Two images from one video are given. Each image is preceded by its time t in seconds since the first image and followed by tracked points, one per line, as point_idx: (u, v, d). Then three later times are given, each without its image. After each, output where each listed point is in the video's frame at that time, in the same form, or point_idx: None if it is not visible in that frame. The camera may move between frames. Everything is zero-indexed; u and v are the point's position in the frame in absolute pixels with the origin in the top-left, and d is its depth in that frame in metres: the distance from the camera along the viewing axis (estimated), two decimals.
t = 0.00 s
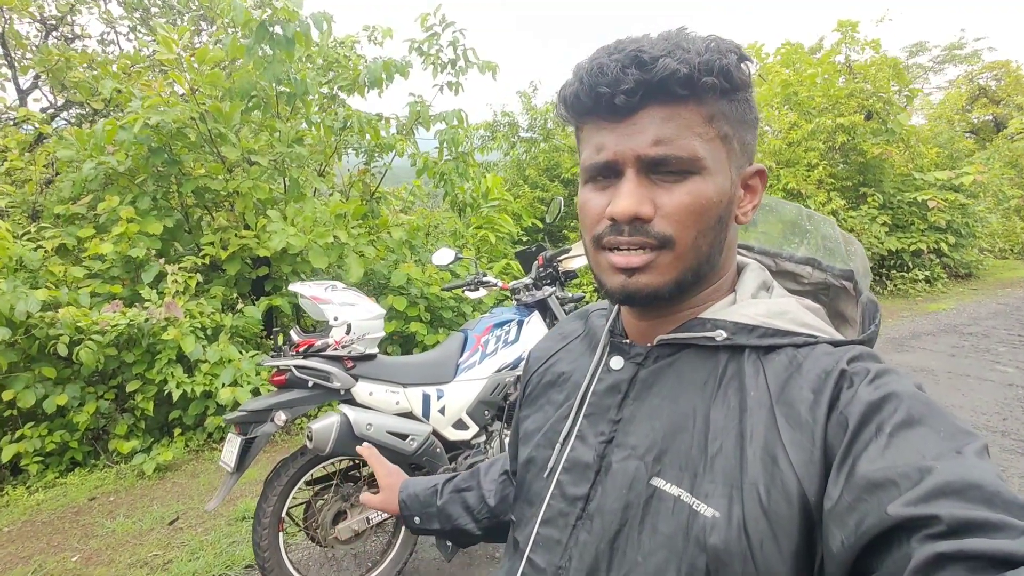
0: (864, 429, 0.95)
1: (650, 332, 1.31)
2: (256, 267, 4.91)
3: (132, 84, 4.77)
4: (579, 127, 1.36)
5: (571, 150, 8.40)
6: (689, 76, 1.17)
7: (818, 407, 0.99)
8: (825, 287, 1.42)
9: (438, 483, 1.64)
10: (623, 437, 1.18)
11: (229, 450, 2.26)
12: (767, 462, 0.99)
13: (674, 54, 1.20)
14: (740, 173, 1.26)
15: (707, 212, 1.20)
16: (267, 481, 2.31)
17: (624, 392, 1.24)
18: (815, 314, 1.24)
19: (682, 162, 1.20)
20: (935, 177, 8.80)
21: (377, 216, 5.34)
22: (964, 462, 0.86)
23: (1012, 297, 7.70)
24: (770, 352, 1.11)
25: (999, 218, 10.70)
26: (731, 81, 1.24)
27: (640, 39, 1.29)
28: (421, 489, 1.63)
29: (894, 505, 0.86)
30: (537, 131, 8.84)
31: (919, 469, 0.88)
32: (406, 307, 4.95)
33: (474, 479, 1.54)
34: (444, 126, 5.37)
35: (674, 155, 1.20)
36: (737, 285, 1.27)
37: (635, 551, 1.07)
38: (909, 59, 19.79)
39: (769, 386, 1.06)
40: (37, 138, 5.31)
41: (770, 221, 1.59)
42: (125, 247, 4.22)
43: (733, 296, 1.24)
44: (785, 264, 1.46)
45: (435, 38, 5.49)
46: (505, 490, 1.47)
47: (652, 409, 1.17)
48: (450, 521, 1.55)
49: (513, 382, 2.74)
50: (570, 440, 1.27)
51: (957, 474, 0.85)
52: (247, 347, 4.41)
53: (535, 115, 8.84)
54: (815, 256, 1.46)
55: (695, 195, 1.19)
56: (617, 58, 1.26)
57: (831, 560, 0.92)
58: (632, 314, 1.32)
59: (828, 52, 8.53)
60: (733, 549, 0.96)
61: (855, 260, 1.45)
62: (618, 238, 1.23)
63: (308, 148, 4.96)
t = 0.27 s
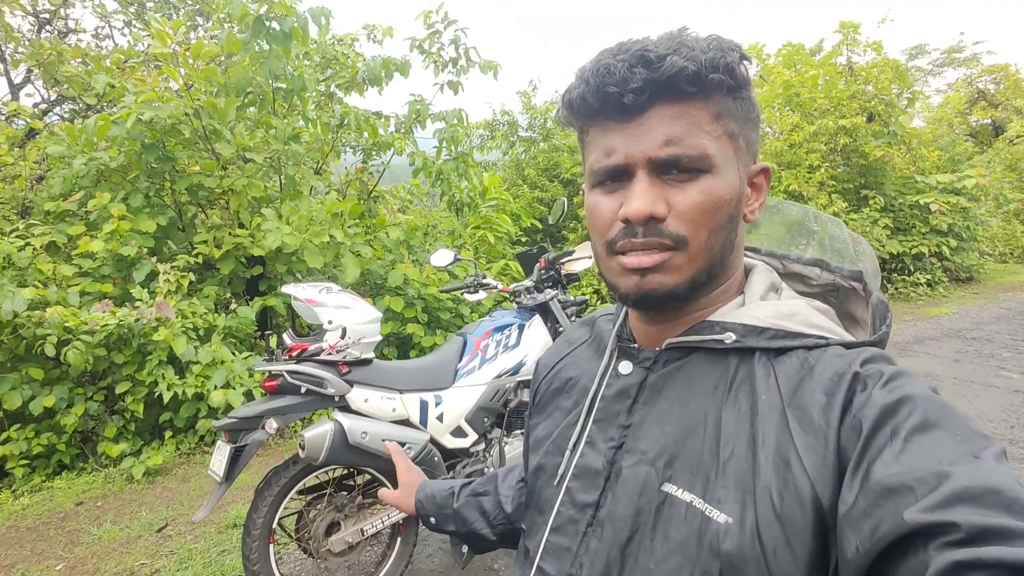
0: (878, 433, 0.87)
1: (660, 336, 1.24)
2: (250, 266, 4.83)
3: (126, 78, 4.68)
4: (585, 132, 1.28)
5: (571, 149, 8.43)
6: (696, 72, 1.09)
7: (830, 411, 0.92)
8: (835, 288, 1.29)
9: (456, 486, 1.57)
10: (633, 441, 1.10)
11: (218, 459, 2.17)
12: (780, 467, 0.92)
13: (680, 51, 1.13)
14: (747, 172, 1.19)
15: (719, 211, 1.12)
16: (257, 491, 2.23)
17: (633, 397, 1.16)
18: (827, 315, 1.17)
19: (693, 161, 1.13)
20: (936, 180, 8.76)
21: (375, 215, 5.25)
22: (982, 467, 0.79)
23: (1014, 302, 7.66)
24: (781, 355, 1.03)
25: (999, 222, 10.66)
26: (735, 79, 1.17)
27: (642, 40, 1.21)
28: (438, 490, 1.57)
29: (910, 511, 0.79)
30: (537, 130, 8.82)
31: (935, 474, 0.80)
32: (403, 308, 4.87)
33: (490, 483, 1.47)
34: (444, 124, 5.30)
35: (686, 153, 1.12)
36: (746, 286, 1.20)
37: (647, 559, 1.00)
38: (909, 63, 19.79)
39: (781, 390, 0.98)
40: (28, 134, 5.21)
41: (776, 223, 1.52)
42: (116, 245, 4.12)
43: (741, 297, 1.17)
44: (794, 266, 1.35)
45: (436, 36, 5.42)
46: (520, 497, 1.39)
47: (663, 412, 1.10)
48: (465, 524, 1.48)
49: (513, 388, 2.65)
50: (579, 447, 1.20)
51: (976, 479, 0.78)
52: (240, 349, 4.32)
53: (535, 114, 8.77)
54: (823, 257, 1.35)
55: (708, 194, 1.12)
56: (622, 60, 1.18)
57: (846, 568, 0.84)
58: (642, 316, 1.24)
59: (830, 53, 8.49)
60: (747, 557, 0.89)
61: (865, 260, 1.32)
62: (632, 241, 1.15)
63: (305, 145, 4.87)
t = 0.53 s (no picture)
0: (886, 421, 0.86)
1: (666, 331, 1.18)
2: (246, 264, 4.78)
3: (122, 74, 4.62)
4: (592, 124, 1.25)
5: (572, 150, 8.47)
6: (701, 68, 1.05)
7: (839, 400, 0.90)
8: (839, 279, 1.28)
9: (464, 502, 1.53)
10: (642, 435, 1.07)
11: (209, 462, 2.14)
12: (788, 456, 0.90)
13: (688, 46, 1.09)
14: (754, 170, 1.15)
15: (721, 210, 1.08)
16: (250, 494, 2.18)
17: (642, 390, 1.12)
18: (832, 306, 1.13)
19: (696, 157, 1.09)
20: (936, 185, 8.75)
21: (373, 214, 5.21)
22: (991, 453, 0.78)
23: (1013, 308, 7.65)
24: (788, 345, 1.01)
25: (997, 228, 10.67)
26: (744, 76, 1.13)
27: (653, 33, 1.18)
28: (449, 509, 1.52)
29: (918, 498, 0.78)
30: (536, 131, 8.80)
31: (943, 461, 0.79)
32: (400, 308, 4.83)
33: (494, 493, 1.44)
34: (445, 124, 5.29)
35: (688, 149, 1.08)
36: (752, 278, 1.16)
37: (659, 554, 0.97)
38: (908, 68, 19.83)
39: (788, 379, 0.96)
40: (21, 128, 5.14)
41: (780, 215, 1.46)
42: (111, 241, 4.07)
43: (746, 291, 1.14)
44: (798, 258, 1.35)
45: (439, 35, 5.38)
46: (524, 502, 1.36)
47: (670, 404, 1.07)
48: (476, 539, 1.44)
49: (512, 391, 2.61)
50: (589, 442, 1.16)
51: (986, 465, 0.76)
52: (235, 347, 4.27)
53: (535, 115, 8.74)
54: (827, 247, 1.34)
55: (711, 191, 1.08)
56: (630, 53, 1.15)
57: (856, 556, 0.82)
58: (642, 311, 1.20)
59: (831, 57, 8.47)
60: (759, 547, 0.87)
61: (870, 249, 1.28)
62: (631, 237, 1.12)
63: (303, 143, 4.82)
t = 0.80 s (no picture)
0: (886, 416, 0.85)
1: (667, 330, 1.17)
2: (240, 262, 4.75)
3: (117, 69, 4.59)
4: (601, 118, 1.23)
5: (568, 151, 8.43)
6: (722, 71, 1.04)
7: (838, 395, 0.89)
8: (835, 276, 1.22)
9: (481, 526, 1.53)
10: (644, 435, 1.05)
11: (199, 463, 2.11)
12: (789, 451, 0.89)
13: (709, 48, 1.08)
14: (761, 174, 1.15)
15: (730, 213, 1.08)
16: (241, 495, 2.16)
17: (642, 391, 1.11)
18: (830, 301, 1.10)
19: (709, 160, 1.08)
20: (932, 190, 8.78)
21: (369, 213, 5.19)
22: (993, 446, 0.76)
23: (1007, 314, 7.68)
24: (788, 342, 0.99)
25: (992, 233, 10.72)
26: (759, 81, 1.13)
27: (671, 30, 1.16)
28: (466, 535, 1.53)
29: (919, 492, 0.76)
30: (534, 131, 8.79)
31: (944, 455, 0.77)
32: (395, 308, 4.82)
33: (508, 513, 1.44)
34: (444, 124, 5.29)
35: (703, 151, 1.07)
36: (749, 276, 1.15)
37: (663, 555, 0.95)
38: (904, 72, 19.91)
39: (788, 375, 0.95)
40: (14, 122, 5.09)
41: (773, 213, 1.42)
42: (104, 237, 4.04)
43: (743, 289, 1.13)
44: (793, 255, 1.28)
45: (438, 35, 5.36)
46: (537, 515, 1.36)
47: (671, 403, 1.05)
48: (494, 560, 1.43)
49: (507, 393, 2.59)
50: (590, 443, 1.14)
51: (986, 458, 0.75)
52: (228, 346, 4.24)
53: (532, 116, 8.73)
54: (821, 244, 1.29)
55: (721, 194, 1.08)
56: (649, 50, 1.13)
57: (857, 551, 0.81)
58: (642, 309, 1.19)
59: (828, 62, 8.49)
60: (763, 544, 0.86)
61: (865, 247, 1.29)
62: (640, 235, 1.10)
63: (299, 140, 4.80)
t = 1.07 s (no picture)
0: (887, 418, 0.83)
1: (665, 331, 1.18)
2: (228, 262, 4.71)
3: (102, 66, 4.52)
4: (611, 116, 1.22)
5: (558, 152, 8.43)
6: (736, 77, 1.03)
7: (839, 396, 0.88)
8: (836, 280, 1.26)
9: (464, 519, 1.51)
10: (643, 437, 1.04)
11: (186, 466, 2.07)
12: (789, 452, 0.87)
13: (724, 52, 1.07)
14: (769, 179, 1.14)
15: (737, 217, 1.08)
16: (227, 499, 2.13)
17: (642, 393, 1.09)
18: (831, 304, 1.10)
19: (718, 163, 1.08)
20: (920, 192, 8.86)
21: (359, 213, 5.15)
22: (995, 450, 0.76)
23: (993, 314, 7.77)
24: (789, 343, 0.98)
25: (978, 234, 10.85)
26: (773, 87, 1.11)
27: (687, 30, 1.14)
28: (447, 527, 1.50)
29: (921, 495, 0.75)
30: (524, 131, 8.78)
31: (946, 458, 0.77)
32: (385, 308, 4.79)
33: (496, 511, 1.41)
34: (435, 124, 5.27)
35: (712, 154, 1.07)
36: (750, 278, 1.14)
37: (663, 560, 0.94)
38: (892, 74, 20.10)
39: (789, 376, 0.94)
40: None
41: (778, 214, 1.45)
42: (89, 237, 3.98)
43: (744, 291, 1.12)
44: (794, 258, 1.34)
45: (429, 35, 5.32)
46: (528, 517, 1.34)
47: (672, 405, 1.04)
48: (478, 557, 1.41)
49: (498, 394, 2.58)
50: (589, 446, 1.13)
51: (987, 461, 0.74)
52: (215, 347, 4.19)
53: (523, 116, 8.72)
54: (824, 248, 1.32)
55: (729, 198, 1.07)
56: (664, 51, 1.11)
57: (858, 556, 0.80)
58: (644, 308, 1.19)
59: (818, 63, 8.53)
60: (764, 548, 0.84)
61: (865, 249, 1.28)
62: (644, 235, 1.10)
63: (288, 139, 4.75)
